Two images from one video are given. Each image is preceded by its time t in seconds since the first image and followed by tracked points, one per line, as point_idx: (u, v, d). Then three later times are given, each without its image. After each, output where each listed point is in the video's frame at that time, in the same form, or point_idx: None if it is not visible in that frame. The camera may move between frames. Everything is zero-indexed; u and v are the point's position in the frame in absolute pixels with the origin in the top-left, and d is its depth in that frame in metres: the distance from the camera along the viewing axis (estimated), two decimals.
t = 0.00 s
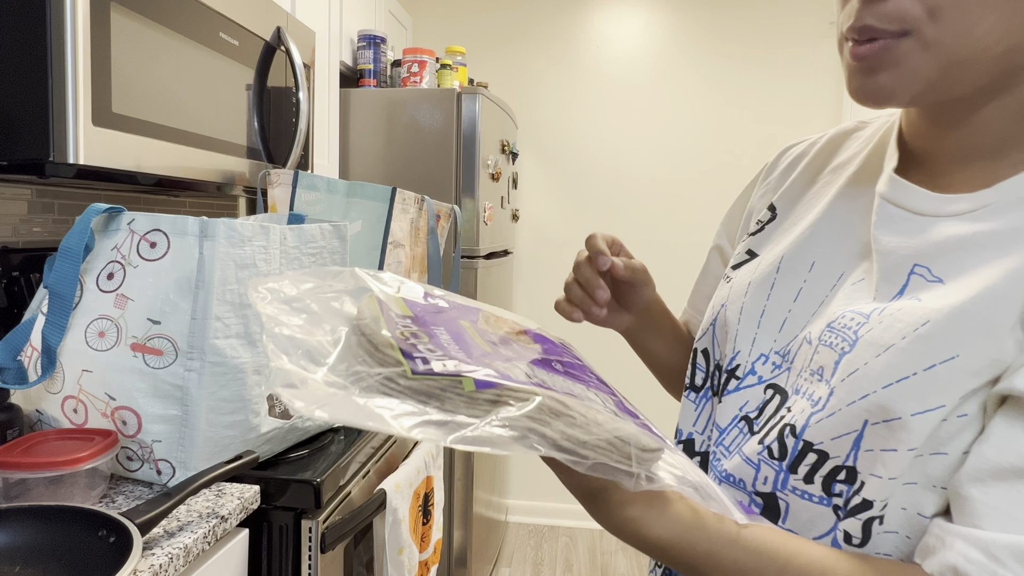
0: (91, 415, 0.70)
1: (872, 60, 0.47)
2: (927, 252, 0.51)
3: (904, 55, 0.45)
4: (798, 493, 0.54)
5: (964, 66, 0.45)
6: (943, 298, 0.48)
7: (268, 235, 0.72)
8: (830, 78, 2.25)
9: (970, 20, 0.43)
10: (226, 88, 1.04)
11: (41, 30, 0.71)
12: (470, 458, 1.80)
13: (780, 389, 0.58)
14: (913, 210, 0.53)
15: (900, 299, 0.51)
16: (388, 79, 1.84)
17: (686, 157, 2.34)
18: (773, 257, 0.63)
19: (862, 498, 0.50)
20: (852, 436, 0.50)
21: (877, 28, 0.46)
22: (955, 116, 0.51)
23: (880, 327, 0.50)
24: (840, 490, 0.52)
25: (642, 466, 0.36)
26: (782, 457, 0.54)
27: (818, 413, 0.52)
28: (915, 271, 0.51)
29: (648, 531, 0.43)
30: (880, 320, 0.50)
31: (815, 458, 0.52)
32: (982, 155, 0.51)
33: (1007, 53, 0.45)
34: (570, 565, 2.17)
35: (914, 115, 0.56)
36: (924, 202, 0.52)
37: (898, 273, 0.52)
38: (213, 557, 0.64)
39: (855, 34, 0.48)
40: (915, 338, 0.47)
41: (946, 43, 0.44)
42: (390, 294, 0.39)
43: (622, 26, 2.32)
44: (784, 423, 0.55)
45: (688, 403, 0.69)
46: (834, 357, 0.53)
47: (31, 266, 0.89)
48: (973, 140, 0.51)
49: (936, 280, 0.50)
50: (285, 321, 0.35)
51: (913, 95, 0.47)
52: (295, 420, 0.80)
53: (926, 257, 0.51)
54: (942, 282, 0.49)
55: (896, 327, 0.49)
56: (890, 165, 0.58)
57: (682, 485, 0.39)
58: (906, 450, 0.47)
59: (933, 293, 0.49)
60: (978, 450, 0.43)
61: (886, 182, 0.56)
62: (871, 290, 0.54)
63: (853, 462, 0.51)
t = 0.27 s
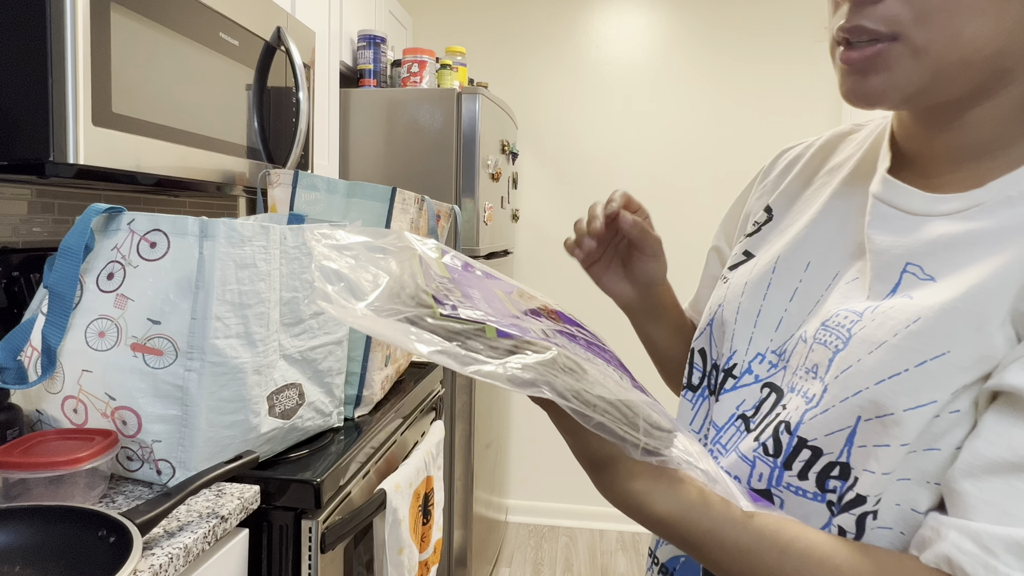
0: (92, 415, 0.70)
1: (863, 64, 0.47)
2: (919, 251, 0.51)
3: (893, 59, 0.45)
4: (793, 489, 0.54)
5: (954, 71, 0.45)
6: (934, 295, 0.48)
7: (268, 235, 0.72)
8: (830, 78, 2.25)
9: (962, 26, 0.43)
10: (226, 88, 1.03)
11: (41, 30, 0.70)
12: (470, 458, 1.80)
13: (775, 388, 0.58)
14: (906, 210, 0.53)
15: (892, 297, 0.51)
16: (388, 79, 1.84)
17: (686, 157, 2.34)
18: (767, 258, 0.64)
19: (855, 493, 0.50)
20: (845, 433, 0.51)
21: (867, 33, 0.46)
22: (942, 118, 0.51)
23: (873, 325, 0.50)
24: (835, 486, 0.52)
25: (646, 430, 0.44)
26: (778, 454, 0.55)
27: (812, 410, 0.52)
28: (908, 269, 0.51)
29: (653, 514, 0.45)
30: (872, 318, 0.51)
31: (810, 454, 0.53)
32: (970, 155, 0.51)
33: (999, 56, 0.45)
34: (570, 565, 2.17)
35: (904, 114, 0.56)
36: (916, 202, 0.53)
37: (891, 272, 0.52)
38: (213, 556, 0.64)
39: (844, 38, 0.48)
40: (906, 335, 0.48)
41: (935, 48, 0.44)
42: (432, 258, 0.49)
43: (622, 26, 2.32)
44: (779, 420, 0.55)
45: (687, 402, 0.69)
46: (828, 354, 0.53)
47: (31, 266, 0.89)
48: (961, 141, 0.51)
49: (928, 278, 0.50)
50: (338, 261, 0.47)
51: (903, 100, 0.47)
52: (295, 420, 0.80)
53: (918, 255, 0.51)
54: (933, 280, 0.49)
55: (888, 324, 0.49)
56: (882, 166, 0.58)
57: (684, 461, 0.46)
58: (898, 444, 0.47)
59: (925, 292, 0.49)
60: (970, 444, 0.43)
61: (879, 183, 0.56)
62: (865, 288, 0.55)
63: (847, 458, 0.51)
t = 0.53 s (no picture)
0: (91, 415, 0.70)
1: (851, 62, 0.48)
2: (907, 246, 0.51)
3: (882, 57, 0.46)
4: (788, 479, 0.54)
5: (941, 70, 0.45)
6: (921, 289, 0.48)
7: (268, 235, 0.72)
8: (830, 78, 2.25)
9: (951, 24, 0.43)
10: (226, 88, 1.03)
11: (41, 30, 0.70)
12: (470, 458, 1.80)
13: (772, 382, 0.58)
14: (897, 207, 0.53)
15: (882, 292, 0.51)
16: (388, 79, 1.84)
17: (686, 157, 2.34)
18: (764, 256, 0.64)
19: (846, 481, 0.50)
20: (836, 423, 0.51)
21: (856, 31, 0.47)
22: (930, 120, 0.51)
23: (863, 318, 0.51)
24: (828, 476, 0.52)
25: (645, 413, 0.44)
26: (773, 445, 0.55)
27: (806, 401, 0.53)
28: (897, 265, 0.51)
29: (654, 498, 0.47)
30: (862, 312, 0.51)
31: (803, 445, 0.53)
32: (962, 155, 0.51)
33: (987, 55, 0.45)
34: (570, 565, 2.17)
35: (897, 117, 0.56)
36: (907, 200, 0.53)
37: (882, 267, 0.52)
38: (213, 556, 0.64)
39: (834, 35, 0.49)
40: (893, 328, 0.48)
41: (921, 46, 0.44)
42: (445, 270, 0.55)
43: (622, 26, 2.32)
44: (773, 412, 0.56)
45: (687, 398, 0.69)
46: (820, 348, 0.53)
47: (31, 266, 0.89)
48: (951, 143, 0.51)
49: (915, 273, 0.50)
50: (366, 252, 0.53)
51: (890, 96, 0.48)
52: (295, 420, 0.80)
53: (906, 251, 0.51)
54: (921, 275, 0.50)
55: (876, 317, 0.50)
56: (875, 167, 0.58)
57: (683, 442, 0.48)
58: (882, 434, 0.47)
59: (912, 286, 0.50)
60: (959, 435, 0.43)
61: (874, 182, 0.56)
62: (858, 284, 0.55)
63: (839, 448, 0.51)
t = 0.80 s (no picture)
0: (91, 415, 0.70)
1: (835, 68, 0.48)
2: (885, 242, 0.53)
3: (866, 64, 0.47)
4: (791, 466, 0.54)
5: (917, 74, 0.47)
6: (902, 278, 0.50)
7: (268, 235, 0.72)
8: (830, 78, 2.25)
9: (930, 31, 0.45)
10: (226, 88, 1.03)
11: (41, 29, 0.70)
12: (470, 458, 1.80)
13: (766, 374, 0.58)
14: (872, 209, 0.55)
15: (865, 285, 0.53)
16: (388, 79, 1.84)
17: (686, 157, 2.34)
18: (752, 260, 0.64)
19: (847, 462, 0.50)
20: (834, 409, 0.51)
21: (837, 37, 0.48)
22: (896, 123, 0.52)
23: (851, 309, 0.52)
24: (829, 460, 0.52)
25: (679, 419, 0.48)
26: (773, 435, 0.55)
27: (803, 391, 0.53)
28: (876, 260, 0.53)
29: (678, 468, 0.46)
30: (850, 304, 0.52)
31: (805, 432, 0.53)
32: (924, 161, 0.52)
33: (957, 59, 0.47)
34: (570, 565, 2.17)
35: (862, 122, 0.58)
36: (880, 202, 0.54)
37: (862, 263, 0.54)
38: (213, 556, 0.64)
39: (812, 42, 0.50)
40: (881, 316, 0.49)
41: (901, 52, 0.46)
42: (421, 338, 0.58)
43: (622, 26, 2.32)
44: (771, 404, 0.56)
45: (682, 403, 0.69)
46: (812, 340, 0.54)
47: (31, 266, 0.89)
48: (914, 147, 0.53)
49: (894, 266, 0.51)
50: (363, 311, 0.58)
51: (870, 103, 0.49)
52: (295, 420, 0.80)
53: (884, 247, 0.53)
54: (899, 267, 0.51)
55: (863, 307, 0.51)
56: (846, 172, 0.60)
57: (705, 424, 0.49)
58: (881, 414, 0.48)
59: (895, 276, 0.51)
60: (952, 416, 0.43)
61: (846, 187, 0.58)
62: (840, 280, 0.56)
63: (839, 431, 0.51)
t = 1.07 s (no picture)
0: (91, 415, 0.70)
1: (789, 82, 0.58)
2: (824, 240, 0.61)
3: (817, 80, 0.57)
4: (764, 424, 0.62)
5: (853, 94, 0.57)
6: (833, 263, 0.58)
7: (268, 236, 0.72)
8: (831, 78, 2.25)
9: (865, 56, 0.55)
10: (226, 88, 1.04)
11: (41, 29, 0.70)
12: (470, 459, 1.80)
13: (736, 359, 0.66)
14: (810, 214, 0.63)
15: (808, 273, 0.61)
16: (388, 79, 1.83)
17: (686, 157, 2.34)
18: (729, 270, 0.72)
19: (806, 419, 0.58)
20: (787, 376, 0.59)
21: (795, 59, 0.57)
22: (828, 139, 0.62)
23: (796, 294, 0.60)
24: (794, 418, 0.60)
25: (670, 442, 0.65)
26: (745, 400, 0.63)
27: (763, 365, 0.61)
28: (817, 256, 0.61)
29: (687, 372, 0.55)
30: (796, 290, 0.60)
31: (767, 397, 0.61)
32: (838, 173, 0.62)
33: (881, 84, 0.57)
34: (570, 565, 2.17)
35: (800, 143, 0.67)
36: (817, 206, 0.62)
37: (804, 260, 0.62)
38: (212, 556, 0.64)
39: (768, 63, 0.59)
40: (819, 296, 0.57)
41: (846, 74, 0.56)
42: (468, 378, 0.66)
43: (622, 26, 2.32)
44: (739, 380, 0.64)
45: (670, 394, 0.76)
46: (767, 323, 0.62)
47: (31, 266, 0.89)
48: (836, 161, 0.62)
49: (828, 258, 0.59)
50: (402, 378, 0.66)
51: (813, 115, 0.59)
52: (295, 420, 0.80)
53: (823, 244, 0.61)
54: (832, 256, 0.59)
55: (805, 291, 0.59)
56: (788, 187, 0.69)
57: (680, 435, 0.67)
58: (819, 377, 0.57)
59: (829, 265, 0.59)
60: (879, 369, 0.51)
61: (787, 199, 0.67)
62: (788, 275, 0.64)
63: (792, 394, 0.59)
